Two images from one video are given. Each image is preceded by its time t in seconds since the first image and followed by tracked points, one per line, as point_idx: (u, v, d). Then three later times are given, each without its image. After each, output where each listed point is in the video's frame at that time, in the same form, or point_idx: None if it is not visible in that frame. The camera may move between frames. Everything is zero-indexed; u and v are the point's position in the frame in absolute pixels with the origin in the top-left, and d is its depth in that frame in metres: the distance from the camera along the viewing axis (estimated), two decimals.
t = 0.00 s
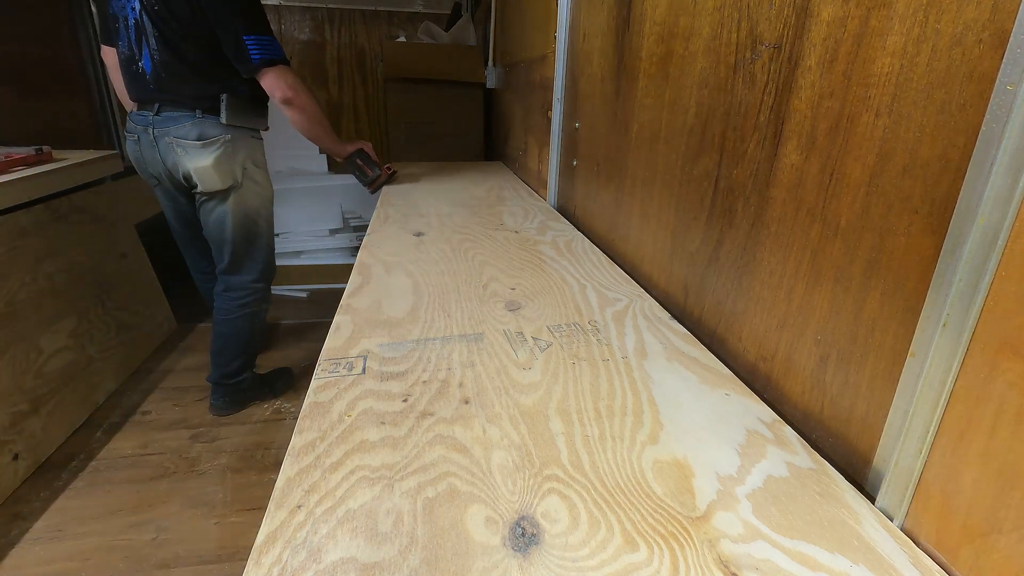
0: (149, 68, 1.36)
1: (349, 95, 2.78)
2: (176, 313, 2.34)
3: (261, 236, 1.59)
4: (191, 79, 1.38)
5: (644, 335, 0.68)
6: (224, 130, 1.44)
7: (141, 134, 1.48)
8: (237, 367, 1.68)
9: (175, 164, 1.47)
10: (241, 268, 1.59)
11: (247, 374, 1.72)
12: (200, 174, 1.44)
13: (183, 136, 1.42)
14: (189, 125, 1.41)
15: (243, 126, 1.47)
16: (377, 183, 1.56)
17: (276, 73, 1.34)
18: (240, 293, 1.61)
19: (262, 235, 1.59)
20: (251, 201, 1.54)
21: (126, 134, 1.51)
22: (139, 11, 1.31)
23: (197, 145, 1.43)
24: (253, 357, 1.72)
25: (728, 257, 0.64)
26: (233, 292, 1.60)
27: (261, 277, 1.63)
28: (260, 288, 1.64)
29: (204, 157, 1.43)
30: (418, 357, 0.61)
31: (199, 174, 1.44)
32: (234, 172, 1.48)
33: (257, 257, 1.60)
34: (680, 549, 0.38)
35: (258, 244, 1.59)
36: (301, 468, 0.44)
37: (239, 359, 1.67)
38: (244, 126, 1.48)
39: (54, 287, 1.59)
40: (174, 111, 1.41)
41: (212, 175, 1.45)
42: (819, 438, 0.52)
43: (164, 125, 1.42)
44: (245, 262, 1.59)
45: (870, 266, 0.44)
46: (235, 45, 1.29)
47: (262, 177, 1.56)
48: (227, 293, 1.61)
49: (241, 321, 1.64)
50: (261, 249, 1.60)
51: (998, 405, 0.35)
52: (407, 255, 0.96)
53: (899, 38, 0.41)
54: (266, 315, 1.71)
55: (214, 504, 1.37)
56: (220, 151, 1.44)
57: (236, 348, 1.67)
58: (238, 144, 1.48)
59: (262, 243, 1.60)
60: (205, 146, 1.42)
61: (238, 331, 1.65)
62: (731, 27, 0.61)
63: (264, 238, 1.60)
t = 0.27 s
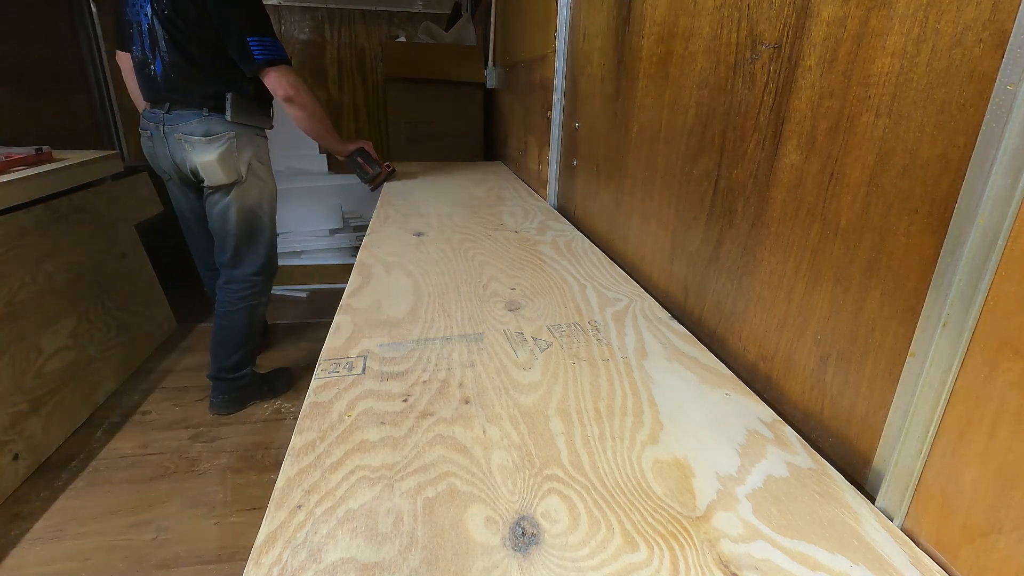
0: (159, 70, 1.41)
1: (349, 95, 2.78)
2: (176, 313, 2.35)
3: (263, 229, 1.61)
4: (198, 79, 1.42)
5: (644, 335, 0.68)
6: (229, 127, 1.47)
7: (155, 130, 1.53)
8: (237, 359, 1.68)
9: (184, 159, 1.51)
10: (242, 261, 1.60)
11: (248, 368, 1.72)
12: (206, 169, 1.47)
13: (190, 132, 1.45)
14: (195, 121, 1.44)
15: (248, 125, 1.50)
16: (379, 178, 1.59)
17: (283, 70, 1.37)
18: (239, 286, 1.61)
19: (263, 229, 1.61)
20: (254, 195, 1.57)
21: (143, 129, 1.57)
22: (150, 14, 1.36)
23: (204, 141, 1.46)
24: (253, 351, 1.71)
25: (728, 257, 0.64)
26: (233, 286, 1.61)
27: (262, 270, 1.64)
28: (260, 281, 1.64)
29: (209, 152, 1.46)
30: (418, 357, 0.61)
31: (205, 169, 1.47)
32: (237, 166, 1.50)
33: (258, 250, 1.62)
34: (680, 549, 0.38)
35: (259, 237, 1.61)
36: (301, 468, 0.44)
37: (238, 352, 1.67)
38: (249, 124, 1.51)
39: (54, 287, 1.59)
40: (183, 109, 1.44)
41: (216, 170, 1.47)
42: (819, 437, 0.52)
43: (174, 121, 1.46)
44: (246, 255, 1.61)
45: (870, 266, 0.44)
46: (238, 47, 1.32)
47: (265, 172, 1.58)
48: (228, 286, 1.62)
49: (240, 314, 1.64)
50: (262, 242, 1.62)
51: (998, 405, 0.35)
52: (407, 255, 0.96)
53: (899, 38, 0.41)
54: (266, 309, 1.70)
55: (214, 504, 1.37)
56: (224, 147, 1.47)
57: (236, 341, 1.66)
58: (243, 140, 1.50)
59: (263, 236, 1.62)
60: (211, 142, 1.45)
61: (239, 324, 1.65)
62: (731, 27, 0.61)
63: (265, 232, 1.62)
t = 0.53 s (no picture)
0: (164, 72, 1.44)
1: (348, 96, 2.78)
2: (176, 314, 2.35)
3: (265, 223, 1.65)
4: (200, 82, 1.44)
5: (643, 335, 0.68)
6: (229, 128, 1.50)
7: (161, 129, 1.58)
8: (238, 347, 1.70)
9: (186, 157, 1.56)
10: (244, 251, 1.63)
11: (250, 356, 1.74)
12: (206, 167, 1.51)
13: (192, 132, 1.50)
14: (197, 122, 1.48)
15: (247, 127, 1.53)
16: (384, 172, 1.64)
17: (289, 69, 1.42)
18: (241, 274, 1.64)
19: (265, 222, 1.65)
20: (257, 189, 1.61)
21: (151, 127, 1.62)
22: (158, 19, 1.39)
23: (204, 141, 1.50)
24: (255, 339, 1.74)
25: (728, 257, 0.64)
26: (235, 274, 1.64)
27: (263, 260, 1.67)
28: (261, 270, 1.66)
29: (209, 152, 1.49)
30: (418, 357, 0.61)
31: (205, 167, 1.51)
32: (236, 165, 1.53)
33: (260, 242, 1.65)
34: (680, 549, 0.38)
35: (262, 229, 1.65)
36: (301, 468, 0.44)
37: (239, 339, 1.69)
38: (248, 126, 1.54)
39: (54, 287, 1.59)
40: (186, 110, 1.49)
41: (216, 169, 1.51)
42: (819, 438, 0.52)
43: (177, 121, 1.51)
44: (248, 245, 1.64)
45: (870, 265, 0.44)
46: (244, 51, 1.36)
47: (265, 170, 1.60)
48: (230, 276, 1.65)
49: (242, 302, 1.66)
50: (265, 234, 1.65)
51: (998, 405, 0.35)
52: (407, 255, 0.96)
53: (899, 38, 0.41)
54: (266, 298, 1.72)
55: (214, 504, 1.37)
56: (224, 147, 1.50)
57: (237, 329, 1.69)
58: (243, 140, 1.53)
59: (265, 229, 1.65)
60: (211, 142, 1.49)
61: (240, 311, 1.67)
62: (731, 28, 0.61)
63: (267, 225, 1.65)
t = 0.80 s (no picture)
0: (168, 73, 1.49)
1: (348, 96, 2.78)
2: (176, 314, 2.35)
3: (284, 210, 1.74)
4: (202, 83, 1.50)
5: (643, 335, 0.68)
6: (230, 130, 1.58)
7: (161, 129, 1.64)
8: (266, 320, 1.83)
9: (188, 157, 1.63)
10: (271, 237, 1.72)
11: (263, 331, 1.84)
12: (209, 167, 1.59)
13: (195, 134, 1.57)
14: (199, 125, 1.56)
15: (247, 128, 1.61)
16: (386, 167, 1.69)
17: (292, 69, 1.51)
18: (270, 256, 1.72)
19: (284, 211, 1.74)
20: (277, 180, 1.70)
21: (150, 126, 1.68)
22: (163, 22, 1.44)
23: (207, 143, 1.57)
24: (272, 312, 1.84)
25: (728, 257, 0.64)
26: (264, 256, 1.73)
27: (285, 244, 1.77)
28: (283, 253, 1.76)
29: (212, 153, 1.57)
30: (418, 357, 0.61)
31: (208, 167, 1.59)
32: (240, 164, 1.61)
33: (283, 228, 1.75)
34: (680, 549, 0.38)
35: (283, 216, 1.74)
36: (301, 468, 0.44)
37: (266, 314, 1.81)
38: (247, 127, 1.61)
39: (54, 287, 1.59)
40: (187, 113, 1.56)
41: (219, 169, 1.59)
42: (819, 437, 0.52)
43: (180, 123, 1.58)
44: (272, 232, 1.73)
45: (870, 265, 0.44)
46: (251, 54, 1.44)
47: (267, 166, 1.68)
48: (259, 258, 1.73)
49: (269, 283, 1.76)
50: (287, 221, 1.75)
51: (998, 405, 0.35)
52: (407, 255, 0.96)
53: (899, 38, 0.41)
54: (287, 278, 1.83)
55: (214, 504, 1.37)
56: (226, 149, 1.58)
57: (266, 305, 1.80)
58: (243, 141, 1.61)
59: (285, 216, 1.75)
60: (213, 144, 1.57)
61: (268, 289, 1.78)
62: (731, 28, 0.61)
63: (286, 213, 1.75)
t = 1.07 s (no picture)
0: (176, 72, 1.58)
1: (348, 96, 2.77)
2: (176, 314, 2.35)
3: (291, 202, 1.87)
4: (208, 83, 1.59)
5: (643, 335, 0.68)
6: (235, 127, 1.65)
7: (165, 126, 1.69)
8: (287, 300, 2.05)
9: (194, 154, 1.69)
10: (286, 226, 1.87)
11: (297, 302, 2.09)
12: (218, 164, 1.67)
13: (202, 132, 1.64)
14: (205, 123, 1.62)
15: (252, 125, 1.68)
16: (385, 162, 1.73)
17: (297, 70, 1.62)
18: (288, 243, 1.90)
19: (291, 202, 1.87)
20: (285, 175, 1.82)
21: (153, 123, 1.73)
22: (172, 23, 1.52)
23: (213, 140, 1.64)
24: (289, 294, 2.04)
25: (728, 257, 0.64)
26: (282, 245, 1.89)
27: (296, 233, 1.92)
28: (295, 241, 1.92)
29: (221, 151, 1.65)
30: (418, 357, 0.61)
31: (216, 163, 1.66)
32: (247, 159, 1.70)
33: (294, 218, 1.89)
34: (680, 549, 0.38)
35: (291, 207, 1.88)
36: (301, 468, 0.44)
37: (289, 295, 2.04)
38: (251, 124, 1.69)
39: (54, 287, 1.59)
40: (193, 111, 1.62)
41: (227, 165, 1.67)
42: (819, 437, 0.52)
43: (186, 121, 1.64)
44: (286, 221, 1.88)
45: (870, 265, 0.44)
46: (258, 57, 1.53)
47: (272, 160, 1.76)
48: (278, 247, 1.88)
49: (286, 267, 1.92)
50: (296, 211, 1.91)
51: (998, 405, 0.35)
52: (407, 255, 0.96)
53: (899, 38, 0.41)
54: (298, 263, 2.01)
55: (213, 504, 1.37)
56: (233, 145, 1.65)
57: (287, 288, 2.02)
58: (248, 138, 1.68)
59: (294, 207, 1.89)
60: (221, 141, 1.64)
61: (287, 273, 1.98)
62: (731, 28, 0.61)
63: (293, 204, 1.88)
